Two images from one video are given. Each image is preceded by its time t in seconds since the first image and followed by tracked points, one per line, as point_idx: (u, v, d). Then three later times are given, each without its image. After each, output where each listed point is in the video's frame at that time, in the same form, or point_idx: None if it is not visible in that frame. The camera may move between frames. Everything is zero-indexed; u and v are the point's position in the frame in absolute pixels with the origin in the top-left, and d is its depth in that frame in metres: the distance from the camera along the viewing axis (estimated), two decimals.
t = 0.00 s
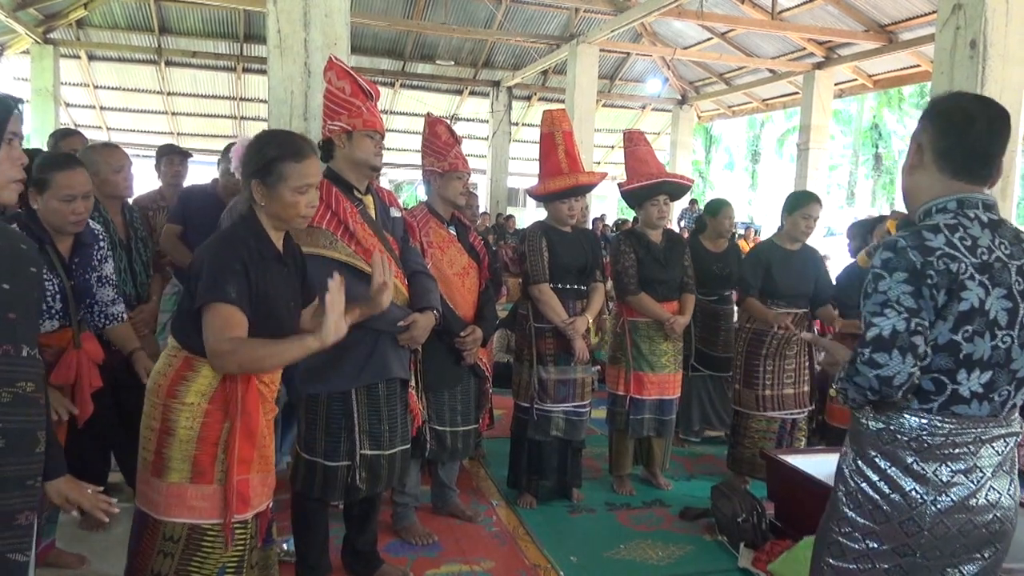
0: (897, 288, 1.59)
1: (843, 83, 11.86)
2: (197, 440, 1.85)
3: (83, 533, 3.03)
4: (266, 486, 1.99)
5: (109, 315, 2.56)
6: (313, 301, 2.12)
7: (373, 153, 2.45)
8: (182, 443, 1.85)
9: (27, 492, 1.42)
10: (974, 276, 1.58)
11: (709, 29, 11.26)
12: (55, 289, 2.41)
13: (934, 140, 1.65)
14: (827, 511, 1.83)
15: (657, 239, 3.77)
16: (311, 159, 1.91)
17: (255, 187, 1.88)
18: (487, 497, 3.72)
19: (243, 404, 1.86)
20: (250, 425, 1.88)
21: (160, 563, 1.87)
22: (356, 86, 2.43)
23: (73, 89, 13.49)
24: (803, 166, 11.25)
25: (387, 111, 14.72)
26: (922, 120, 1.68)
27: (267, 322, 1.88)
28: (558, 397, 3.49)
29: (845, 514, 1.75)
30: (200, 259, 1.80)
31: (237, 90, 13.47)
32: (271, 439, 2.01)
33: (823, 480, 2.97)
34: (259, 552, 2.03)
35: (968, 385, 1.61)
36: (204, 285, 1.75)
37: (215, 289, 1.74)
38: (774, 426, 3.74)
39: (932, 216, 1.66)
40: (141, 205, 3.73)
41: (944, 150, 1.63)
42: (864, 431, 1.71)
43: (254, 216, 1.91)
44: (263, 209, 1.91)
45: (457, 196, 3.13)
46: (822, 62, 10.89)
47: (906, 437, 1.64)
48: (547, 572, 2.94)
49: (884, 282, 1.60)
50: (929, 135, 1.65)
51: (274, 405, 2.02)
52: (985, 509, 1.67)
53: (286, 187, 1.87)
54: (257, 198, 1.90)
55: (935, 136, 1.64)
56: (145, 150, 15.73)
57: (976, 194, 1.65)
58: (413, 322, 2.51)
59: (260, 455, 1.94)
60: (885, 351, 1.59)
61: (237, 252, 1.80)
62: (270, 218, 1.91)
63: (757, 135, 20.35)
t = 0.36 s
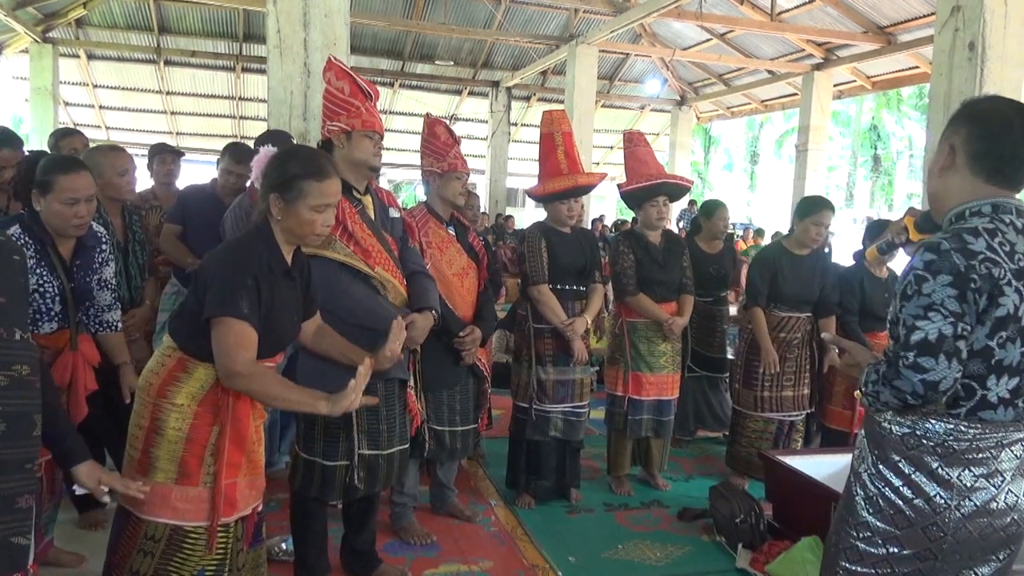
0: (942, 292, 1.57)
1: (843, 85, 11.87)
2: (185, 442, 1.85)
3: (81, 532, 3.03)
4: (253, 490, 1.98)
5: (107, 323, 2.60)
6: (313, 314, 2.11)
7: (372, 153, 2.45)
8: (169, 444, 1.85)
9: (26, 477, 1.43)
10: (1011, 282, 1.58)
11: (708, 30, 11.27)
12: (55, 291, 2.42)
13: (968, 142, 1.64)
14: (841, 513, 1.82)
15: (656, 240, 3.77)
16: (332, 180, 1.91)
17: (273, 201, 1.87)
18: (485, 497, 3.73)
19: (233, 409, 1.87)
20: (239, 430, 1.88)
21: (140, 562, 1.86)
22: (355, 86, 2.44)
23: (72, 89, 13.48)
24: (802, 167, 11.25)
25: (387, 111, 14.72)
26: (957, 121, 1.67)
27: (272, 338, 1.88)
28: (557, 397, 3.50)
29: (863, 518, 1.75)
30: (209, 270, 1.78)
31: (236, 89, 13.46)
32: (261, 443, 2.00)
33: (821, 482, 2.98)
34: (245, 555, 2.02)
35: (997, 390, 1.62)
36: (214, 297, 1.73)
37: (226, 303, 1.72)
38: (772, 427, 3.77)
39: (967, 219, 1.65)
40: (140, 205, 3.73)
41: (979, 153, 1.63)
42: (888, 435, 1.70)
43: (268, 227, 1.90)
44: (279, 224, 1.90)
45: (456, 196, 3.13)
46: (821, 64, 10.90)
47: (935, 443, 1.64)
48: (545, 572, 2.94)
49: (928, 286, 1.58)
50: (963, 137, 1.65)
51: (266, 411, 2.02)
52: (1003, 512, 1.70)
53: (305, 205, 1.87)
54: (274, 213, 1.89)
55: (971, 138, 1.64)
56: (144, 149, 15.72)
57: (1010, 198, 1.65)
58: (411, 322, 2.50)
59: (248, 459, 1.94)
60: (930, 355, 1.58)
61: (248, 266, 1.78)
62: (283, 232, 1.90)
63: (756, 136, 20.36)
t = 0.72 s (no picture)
0: (972, 297, 1.57)
1: (842, 88, 11.89)
2: (182, 440, 1.85)
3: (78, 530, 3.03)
4: (251, 488, 1.98)
5: (103, 312, 2.57)
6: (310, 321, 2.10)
7: (372, 153, 2.45)
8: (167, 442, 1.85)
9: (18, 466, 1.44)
10: None
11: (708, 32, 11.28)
12: (48, 282, 2.39)
13: (985, 146, 1.65)
14: (852, 518, 1.82)
15: (655, 241, 3.77)
16: (342, 187, 1.92)
17: (282, 205, 1.88)
18: (483, 497, 3.73)
19: (230, 408, 1.87)
20: (236, 429, 1.89)
21: (137, 559, 1.86)
22: (355, 86, 2.44)
23: (71, 86, 13.46)
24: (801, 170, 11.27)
25: (386, 110, 14.71)
26: (973, 125, 1.68)
27: (273, 341, 1.88)
28: (555, 398, 3.50)
29: (877, 524, 1.75)
30: (213, 271, 1.78)
31: (236, 88, 13.45)
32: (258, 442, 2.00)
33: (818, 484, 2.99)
34: (243, 554, 2.02)
35: (1017, 396, 1.64)
36: (217, 300, 1.74)
37: (230, 305, 1.73)
38: (770, 429, 3.78)
39: (984, 224, 1.66)
40: (139, 203, 3.73)
41: (996, 156, 1.64)
42: (906, 441, 1.70)
43: (275, 231, 1.90)
44: (284, 226, 1.90)
45: (455, 196, 3.13)
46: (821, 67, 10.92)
47: (955, 448, 1.65)
48: (542, 572, 2.95)
49: (958, 290, 1.58)
50: (979, 142, 1.66)
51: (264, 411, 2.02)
52: (1016, 515, 1.73)
53: (313, 210, 1.88)
54: (281, 215, 1.89)
55: (987, 142, 1.65)
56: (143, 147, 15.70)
57: None
58: (408, 322, 2.48)
59: (246, 457, 1.94)
60: (965, 361, 1.57)
61: (252, 271, 1.79)
62: (288, 235, 1.89)
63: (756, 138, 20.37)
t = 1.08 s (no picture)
0: (989, 297, 1.58)
1: (839, 88, 11.91)
2: (181, 441, 1.85)
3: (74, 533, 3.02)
4: (252, 489, 1.98)
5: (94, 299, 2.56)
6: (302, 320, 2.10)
7: (368, 154, 2.45)
8: (166, 444, 1.85)
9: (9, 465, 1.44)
10: None
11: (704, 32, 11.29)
12: (38, 272, 2.36)
13: (993, 144, 1.66)
14: (864, 520, 1.83)
15: (652, 241, 3.77)
16: (326, 179, 1.92)
17: (267, 198, 1.88)
18: (481, 498, 3.73)
19: (228, 408, 1.87)
20: (235, 429, 1.88)
21: (139, 562, 1.86)
22: (351, 88, 2.44)
23: (68, 89, 13.46)
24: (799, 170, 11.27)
25: (384, 112, 14.70)
26: (980, 124, 1.69)
27: (264, 338, 1.88)
28: (553, 398, 3.50)
29: (889, 525, 1.75)
30: (204, 269, 1.79)
31: (233, 90, 13.44)
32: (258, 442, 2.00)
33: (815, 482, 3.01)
34: (245, 555, 2.02)
35: None
36: (207, 298, 1.74)
37: (220, 302, 1.73)
38: (767, 428, 3.79)
39: (992, 224, 1.66)
40: (136, 206, 3.73)
41: (1003, 156, 1.64)
42: (920, 444, 1.70)
43: (263, 226, 1.90)
44: (273, 221, 1.90)
45: (453, 198, 3.13)
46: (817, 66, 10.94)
47: (969, 450, 1.65)
48: (540, 572, 2.95)
49: (975, 291, 1.59)
50: (987, 141, 1.67)
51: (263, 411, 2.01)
52: None
53: (299, 202, 1.88)
54: (267, 208, 1.89)
55: (993, 141, 1.66)
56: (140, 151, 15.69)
57: None
58: (405, 323, 2.48)
59: (246, 458, 1.94)
60: (986, 362, 1.58)
61: (243, 266, 1.79)
62: (276, 229, 1.91)
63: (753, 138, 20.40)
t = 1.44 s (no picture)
0: (1001, 298, 1.58)
1: (834, 89, 11.95)
2: (181, 440, 1.85)
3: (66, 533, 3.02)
4: (255, 486, 1.98)
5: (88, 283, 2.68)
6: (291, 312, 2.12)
7: (364, 155, 2.45)
8: (166, 444, 1.85)
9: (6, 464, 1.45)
10: None
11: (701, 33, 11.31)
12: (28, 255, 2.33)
13: (994, 146, 1.67)
14: (868, 523, 1.84)
15: (647, 242, 3.78)
16: (298, 162, 1.92)
17: (240, 186, 1.88)
18: (476, 498, 3.73)
19: (225, 405, 1.87)
20: (234, 426, 1.88)
21: (146, 563, 1.86)
22: (347, 88, 2.44)
23: (63, 89, 13.43)
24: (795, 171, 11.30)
25: (380, 112, 14.70)
26: (981, 126, 1.70)
27: (250, 330, 1.87)
28: (549, 399, 3.51)
29: (894, 528, 1.76)
30: (183, 262, 1.80)
31: (229, 90, 13.43)
32: (257, 438, 2.00)
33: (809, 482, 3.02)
34: (248, 553, 2.03)
35: None
36: (186, 290, 1.75)
37: (198, 291, 1.74)
38: (762, 428, 3.79)
39: (997, 225, 1.67)
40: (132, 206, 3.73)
41: (1003, 158, 1.66)
42: (926, 446, 1.71)
43: (240, 215, 1.91)
44: (249, 210, 1.91)
45: (450, 199, 3.14)
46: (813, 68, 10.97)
47: (975, 452, 1.66)
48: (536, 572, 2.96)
49: (987, 291, 1.59)
50: (988, 143, 1.68)
51: (261, 406, 2.01)
52: None
53: (272, 187, 1.88)
54: (242, 197, 1.90)
55: (994, 143, 1.67)
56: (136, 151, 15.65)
57: None
58: (401, 323, 2.47)
59: (247, 455, 1.94)
60: (1001, 362, 1.58)
61: (221, 255, 1.80)
62: (254, 218, 1.91)
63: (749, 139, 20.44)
